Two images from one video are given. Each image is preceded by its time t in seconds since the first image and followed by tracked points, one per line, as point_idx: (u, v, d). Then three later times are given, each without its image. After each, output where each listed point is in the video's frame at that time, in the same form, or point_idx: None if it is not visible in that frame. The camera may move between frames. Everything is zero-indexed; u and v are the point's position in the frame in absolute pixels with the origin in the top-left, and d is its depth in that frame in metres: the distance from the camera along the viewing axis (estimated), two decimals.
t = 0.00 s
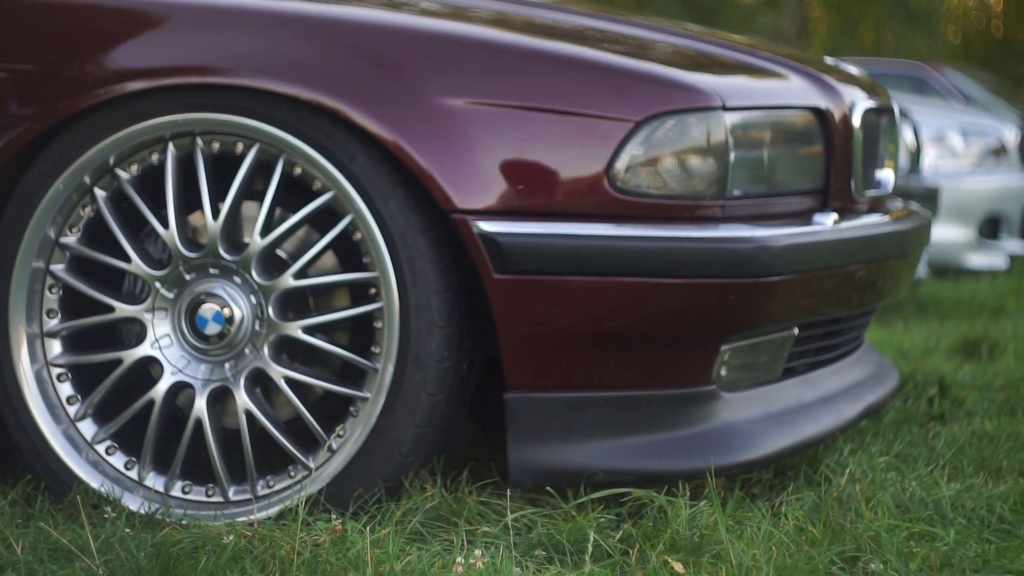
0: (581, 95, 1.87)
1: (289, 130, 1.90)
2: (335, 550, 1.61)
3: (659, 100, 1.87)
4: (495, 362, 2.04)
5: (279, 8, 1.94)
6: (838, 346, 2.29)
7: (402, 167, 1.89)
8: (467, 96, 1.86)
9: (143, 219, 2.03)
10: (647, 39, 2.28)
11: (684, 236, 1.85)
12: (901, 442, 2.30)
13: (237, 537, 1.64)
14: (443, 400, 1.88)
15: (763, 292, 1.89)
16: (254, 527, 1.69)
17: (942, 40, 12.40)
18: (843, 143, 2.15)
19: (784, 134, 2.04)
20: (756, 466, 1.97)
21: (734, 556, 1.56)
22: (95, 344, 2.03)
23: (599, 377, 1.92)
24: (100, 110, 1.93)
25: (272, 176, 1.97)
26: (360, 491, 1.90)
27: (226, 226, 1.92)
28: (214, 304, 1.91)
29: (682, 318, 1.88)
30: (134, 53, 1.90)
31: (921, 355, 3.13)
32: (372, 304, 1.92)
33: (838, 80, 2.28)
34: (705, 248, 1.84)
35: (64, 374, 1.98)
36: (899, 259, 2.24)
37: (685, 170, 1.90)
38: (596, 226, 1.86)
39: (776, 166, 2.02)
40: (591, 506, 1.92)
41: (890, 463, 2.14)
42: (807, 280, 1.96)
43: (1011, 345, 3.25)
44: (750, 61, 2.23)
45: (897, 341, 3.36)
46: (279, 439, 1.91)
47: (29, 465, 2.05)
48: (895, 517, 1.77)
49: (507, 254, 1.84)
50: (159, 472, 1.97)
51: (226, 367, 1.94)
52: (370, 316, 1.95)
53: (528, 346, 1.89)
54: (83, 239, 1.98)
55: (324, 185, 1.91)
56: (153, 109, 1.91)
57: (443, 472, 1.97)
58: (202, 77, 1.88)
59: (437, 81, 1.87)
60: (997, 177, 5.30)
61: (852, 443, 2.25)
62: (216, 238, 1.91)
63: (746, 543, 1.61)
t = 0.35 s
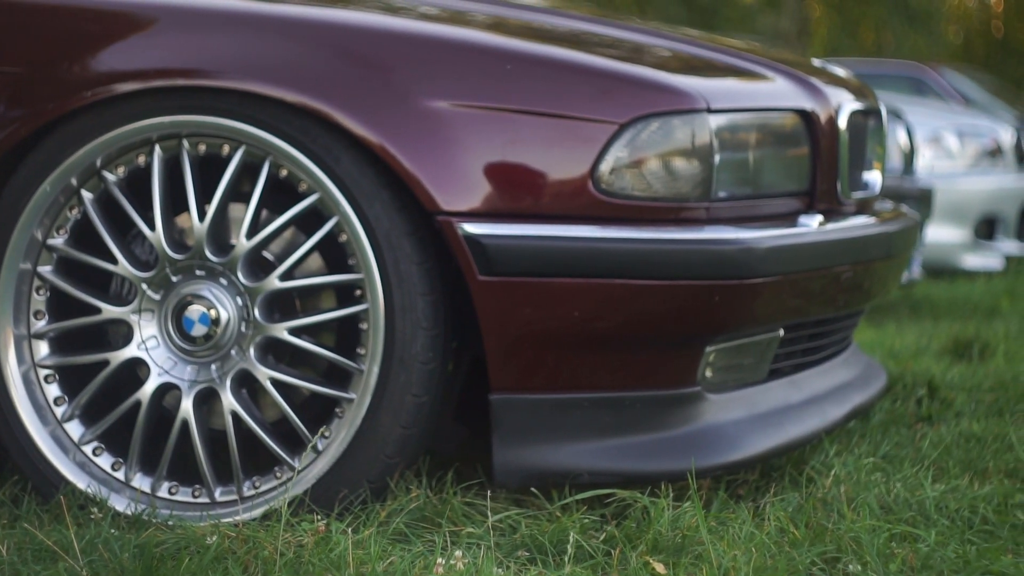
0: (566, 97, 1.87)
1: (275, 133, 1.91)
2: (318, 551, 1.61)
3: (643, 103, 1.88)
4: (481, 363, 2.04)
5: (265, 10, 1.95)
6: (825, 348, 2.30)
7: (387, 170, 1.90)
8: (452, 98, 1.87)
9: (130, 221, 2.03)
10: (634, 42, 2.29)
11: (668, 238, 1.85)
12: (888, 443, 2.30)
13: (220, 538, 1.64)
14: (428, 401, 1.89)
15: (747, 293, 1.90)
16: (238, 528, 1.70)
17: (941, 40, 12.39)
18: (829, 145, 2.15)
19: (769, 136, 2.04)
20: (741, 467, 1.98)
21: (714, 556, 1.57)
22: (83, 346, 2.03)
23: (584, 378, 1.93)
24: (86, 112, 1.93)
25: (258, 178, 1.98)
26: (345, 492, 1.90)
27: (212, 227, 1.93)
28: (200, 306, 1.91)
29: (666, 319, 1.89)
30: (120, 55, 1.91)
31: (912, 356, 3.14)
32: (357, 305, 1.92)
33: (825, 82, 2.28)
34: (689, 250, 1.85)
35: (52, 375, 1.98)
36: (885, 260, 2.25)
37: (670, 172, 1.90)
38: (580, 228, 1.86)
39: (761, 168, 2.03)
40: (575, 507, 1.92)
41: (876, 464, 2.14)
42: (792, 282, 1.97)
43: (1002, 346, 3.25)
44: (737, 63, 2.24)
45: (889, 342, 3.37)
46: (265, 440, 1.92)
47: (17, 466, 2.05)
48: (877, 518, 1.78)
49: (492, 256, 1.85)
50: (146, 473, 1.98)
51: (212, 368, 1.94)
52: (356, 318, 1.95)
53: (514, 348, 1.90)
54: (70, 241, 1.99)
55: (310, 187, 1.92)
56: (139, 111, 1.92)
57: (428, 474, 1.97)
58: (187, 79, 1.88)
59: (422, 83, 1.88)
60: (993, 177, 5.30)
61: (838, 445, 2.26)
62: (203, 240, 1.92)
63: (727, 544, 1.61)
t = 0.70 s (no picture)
0: (551, 99, 1.88)
1: (262, 135, 1.91)
2: (302, 552, 1.62)
3: (629, 105, 1.88)
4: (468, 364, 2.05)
5: (252, 13, 1.95)
6: (812, 349, 2.30)
7: (374, 172, 1.90)
8: (438, 101, 1.88)
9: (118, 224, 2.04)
10: (622, 44, 2.29)
11: (653, 240, 1.86)
12: (876, 444, 2.31)
13: (205, 539, 1.65)
14: (415, 402, 1.90)
15: (732, 295, 1.90)
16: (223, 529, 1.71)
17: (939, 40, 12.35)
18: (816, 146, 2.16)
19: (756, 137, 2.05)
20: (727, 468, 1.98)
21: (696, 557, 1.57)
22: (71, 348, 2.04)
23: (571, 380, 1.93)
24: (74, 115, 1.94)
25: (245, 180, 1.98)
26: (332, 493, 1.91)
27: (200, 230, 1.93)
28: (188, 307, 1.92)
29: (651, 321, 1.89)
30: (108, 58, 1.92)
31: (904, 358, 3.14)
32: (344, 307, 1.93)
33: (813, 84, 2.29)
34: (674, 252, 1.86)
35: (40, 377, 1.99)
36: (872, 261, 2.25)
37: (656, 174, 1.91)
38: (566, 230, 1.87)
39: (748, 170, 2.03)
40: (561, 508, 1.93)
41: (862, 465, 2.15)
42: (777, 283, 1.97)
43: (995, 347, 3.25)
44: (724, 65, 2.24)
45: (881, 343, 3.37)
46: (252, 442, 1.93)
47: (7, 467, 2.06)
48: (861, 519, 1.78)
49: (478, 258, 1.86)
50: (134, 474, 1.98)
51: (199, 370, 1.94)
52: (343, 319, 1.96)
53: (500, 349, 1.90)
54: (58, 243, 1.99)
55: (297, 189, 1.93)
56: (126, 113, 1.93)
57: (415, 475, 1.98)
58: (174, 82, 1.89)
59: (408, 86, 1.89)
60: (988, 178, 5.31)
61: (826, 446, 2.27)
62: (190, 242, 1.92)
63: (709, 545, 1.61)
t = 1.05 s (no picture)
0: (534, 102, 1.89)
1: (246, 137, 1.92)
2: (282, 553, 1.62)
3: (611, 107, 1.89)
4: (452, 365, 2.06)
5: (237, 15, 1.96)
6: (797, 350, 2.31)
7: (357, 174, 1.91)
8: (421, 103, 1.88)
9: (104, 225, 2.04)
10: (608, 47, 2.30)
11: (635, 241, 1.87)
12: (860, 445, 2.32)
13: (187, 539, 1.66)
14: (398, 403, 1.90)
15: (715, 296, 1.91)
16: (205, 529, 1.71)
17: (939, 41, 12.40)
18: (800, 148, 2.16)
19: (739, 140, 2.05)
20: (709, 469, 1.99)
21: (675, 557, 1.58)
22: (57, 349, 2.04)
23: (554, 381, 1.94)
24: (59, 117, 1.95)
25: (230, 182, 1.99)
26: (315, 494, 1.92)
27: (185, 231, 1.94)
28: (173, 309, 1.92)
29: (634, 322, 1.90)
30: (93, 60, 1.92)
31: (893, 358, 3.14)
32: (328, 308, 1.94)
33: (798, 86, 2.29)
34: (656, 254, 1.86)
35: (25, 378, 1.99)
36: (857, 262, 2.26)
37: (639, 175, 1.92)
38: (549, 231, 1.88)
39: (732, 172, 2.04)
40: (544, 509, 1.94)
41: (846, 466, 2.16)
42: (760, 285, 1.98)
43: (984, 347, 3.26)
44: (710, 67, 2.25)
45: (871, 344, 3.38)
46: (237, 442, 1.93)
47: None
48: (842, 519, 1.79)
49: (461, 259, 1.86)
50: (119, 474, 1.98)
51: (184, 371, 1.95)
52: (327, 321, 1.97)
53: (484, 350, 1.91)
54: (44, 245, 2.00)
55: (281, 190, 1.93)
56: (111, 115, 1.93)
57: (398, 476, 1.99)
58: (159, 84, 1.89)
59: (392, 88, 1.89)
60: (984, 179, 5.30)
61: (810, 446, 2.27)
62: (175, 243, 1.93)
63: (689, 545, 1.62)
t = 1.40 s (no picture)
0: (519, 105, 1.90)
1: (233, 140, 1.93)
2: (266, 555, 1.63)
3: (596, 111, 1.90)
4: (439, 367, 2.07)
5: (224, 18, 1.97)
6: (785, 352, 2.32)
7: (344, 177, 1.92)
8: (407, 106, 1.89)
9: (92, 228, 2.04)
10: (597, 50, 2.31)
11: (620, 244, 1.87)
12: (848, 447, 2.32)
13: (171, 541, 1.66)
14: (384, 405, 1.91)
15: (700, 299, 1.92)
16: (190, 532, 1.72)
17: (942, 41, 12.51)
18: (787, 151, 2.17)
19: (725, 142, 2.06)
20: (695, 471, 2.00)
21: (657, 560, 1.59)
22: (45, 350, 2.04)
23: (540, 383, 1.95)
24: (47, 120, 1.95)
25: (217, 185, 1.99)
26: (302, 495, 1.93)
27: (172, 234, 1.95)
28: (160, 311, 1.93)
29: (619, 325, 1.91)
30: (81, 64, 1.93)
31: (886, 360, 3.15)
32: (315, 311, 1.95)
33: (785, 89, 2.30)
34: (641, 257, 1.87)
35: (14, 380, 2.00)
36: (844, 265, 2.27)
37: (624, 178, 1.92)
38: (534, 234, 1.88)
39: (718, 175, 2.05)
40: (530, 511, 1.95)
41: (833, 467, 2.16)
42: (746, 288, 1.99)
43: (976, 348, 3.25)
44: (697, 70, 2.26)
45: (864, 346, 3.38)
46: (224, 444, 1.94)
47: None
48: (825, 522, 1.79)
49: (446, 262, 1.87)
50: (107, 476, 1.99)
51: (172, 373, 1.95)
52: (314, 323, 1.98)
53: (470, 353, 1.92)
54: (32, 247, 2.00)
55: (268, 193, 1.94)
56: (99, 118, 1.94)
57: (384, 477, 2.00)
58: (146, 87, 1.90)
59: (378, 92, 1.90)
60: (980, 181, 5.30)
61: (797, 448, 2.28)
62: (162, 246, 1.93)
63: (672, 547, 1.63)
